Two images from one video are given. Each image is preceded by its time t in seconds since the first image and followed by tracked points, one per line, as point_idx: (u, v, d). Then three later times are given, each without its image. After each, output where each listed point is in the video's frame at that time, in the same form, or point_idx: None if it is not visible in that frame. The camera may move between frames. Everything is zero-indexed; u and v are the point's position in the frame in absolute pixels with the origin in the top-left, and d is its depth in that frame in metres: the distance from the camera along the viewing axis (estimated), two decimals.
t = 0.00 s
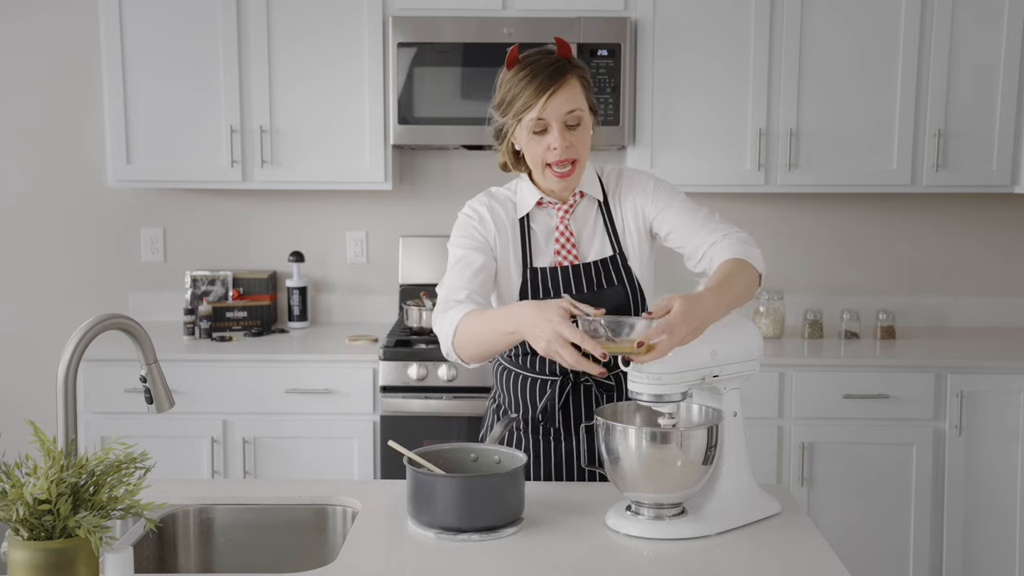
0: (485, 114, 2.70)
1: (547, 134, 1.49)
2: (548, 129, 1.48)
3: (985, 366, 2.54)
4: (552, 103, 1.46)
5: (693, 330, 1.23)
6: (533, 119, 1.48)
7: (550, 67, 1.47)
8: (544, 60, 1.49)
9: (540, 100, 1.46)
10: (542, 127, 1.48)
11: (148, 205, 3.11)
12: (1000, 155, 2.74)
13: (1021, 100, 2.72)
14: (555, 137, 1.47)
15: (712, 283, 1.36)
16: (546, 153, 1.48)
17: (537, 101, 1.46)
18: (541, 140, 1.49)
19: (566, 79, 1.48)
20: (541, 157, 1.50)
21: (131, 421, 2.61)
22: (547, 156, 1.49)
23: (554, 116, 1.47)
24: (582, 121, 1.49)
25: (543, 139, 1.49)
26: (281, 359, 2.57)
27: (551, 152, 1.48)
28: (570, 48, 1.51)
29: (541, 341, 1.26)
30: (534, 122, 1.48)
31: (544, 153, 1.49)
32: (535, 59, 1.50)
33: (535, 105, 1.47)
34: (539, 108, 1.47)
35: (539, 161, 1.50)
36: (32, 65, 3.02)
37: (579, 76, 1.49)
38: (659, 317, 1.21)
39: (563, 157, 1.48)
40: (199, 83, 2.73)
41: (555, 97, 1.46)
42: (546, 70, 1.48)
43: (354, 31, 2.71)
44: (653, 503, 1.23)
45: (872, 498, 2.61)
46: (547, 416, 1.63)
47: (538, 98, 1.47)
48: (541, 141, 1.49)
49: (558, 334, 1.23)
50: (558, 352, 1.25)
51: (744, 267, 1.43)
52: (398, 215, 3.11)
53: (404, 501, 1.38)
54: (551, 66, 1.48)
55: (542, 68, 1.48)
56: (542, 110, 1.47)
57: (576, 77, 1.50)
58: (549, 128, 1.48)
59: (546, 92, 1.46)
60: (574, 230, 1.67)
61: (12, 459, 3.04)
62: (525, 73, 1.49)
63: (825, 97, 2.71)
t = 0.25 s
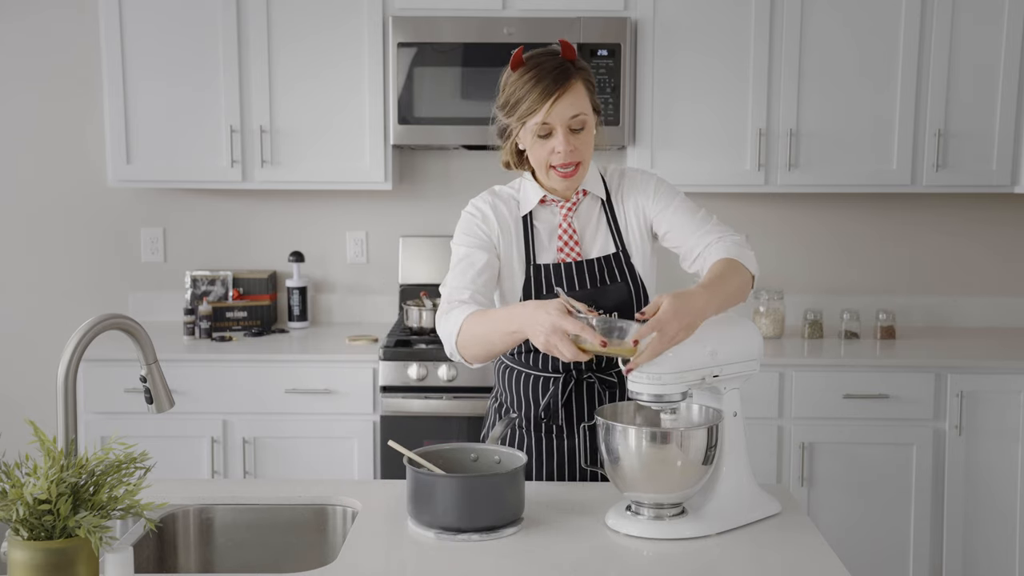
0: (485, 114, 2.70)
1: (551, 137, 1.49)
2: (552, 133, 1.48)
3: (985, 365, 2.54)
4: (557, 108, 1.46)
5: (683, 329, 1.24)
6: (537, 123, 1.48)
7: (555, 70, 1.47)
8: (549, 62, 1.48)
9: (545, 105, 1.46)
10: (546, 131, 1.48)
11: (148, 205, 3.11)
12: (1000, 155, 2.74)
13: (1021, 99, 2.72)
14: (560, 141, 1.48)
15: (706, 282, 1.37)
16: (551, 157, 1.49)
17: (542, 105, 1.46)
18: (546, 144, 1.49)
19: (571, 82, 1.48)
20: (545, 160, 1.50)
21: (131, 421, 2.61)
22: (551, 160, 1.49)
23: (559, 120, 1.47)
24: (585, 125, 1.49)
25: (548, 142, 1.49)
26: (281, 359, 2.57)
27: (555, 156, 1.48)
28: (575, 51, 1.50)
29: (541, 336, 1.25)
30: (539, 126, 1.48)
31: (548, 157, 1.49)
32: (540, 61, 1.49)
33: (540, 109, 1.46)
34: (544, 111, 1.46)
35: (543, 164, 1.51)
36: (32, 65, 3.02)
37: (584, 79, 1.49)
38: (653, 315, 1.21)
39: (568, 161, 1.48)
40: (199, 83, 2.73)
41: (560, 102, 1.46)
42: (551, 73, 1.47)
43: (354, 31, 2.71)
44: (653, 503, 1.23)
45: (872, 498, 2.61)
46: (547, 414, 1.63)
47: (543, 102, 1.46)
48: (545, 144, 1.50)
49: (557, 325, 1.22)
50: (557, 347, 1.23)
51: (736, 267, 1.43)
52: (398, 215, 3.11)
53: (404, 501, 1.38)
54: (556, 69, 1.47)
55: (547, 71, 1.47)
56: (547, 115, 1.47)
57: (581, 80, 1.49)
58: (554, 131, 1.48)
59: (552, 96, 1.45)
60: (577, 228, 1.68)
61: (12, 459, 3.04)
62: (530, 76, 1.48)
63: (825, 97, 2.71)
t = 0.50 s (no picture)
0: (485, 114, 2.70)
1: (554, 135, 1.49)
2: (555, 130, 1.49)
3: (985, 366, 2.54)
4: (560, 106, 1.46)
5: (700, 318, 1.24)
6: (541, 121, 1.48)
7: (560, 69, 1.47)
8: (554, 60, 1.48)
9: (549, 102, 1.46)
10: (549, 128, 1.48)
11: (148, 205, 3.11)
12: (1000, 155, 2.74)
13: (1022, 99, 2.72)
14: (561, 139, 1.48)
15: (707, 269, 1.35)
16: (552, 154, 1.49)
17: (545, 102, 1.46)
18: (548, 141, 1.49)
19: (575, 81, 1.48)
20: (547, 157, 1.50)
21: (131, 421, 2.61)
22: (553, 157, 1.49)
23: (562, 118, 1.47)
24: (588, 124, 1.49)
25: (550, 140, 1.49)
26: (281, 359, 2.57)
27: (558, 153, 1.48)
28: (580, 51, 1.51)
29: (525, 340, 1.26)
30: (541, 123, 1.48)
31: (550, 154, 1.49)
32: (546, 59, 1.49)
33: (543, 106, 1.47)
34: (548, 109, 1.47)
35: (545, 161, 1.51)
36: (33, 65, 3.02)
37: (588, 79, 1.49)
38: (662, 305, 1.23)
39: (569, 159, 1.48)
40: (199, 83, 2.73)
41: (563, 100, 1.46)
42: (555, 72, 1.47)
43: (354, 31, 2.71)
44: (653, 503, 1.23)
45: (872, 498, 2.61)
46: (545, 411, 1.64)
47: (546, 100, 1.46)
48: (547, 142, 1.50)
49: (540, 334, 1.24)
50: (535, 354, 1.24)
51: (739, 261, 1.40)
52: (398, 215, 3.11)
53: (404, 501, 1.38)
54: (560, 67, 1.47)
55: (551, 69, 1.47)
56: (550, 112, 1.47)
57: (585, 80, 1.49)
58: (556, 129, 1.48)
59: (555, 94, 1.45)
60: (576, 225, 1.67)
61: (12, 459, 3.04)
62: (535, 74, 1.48)
63: (825, 98, 2.71)
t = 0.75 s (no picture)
0: (485, 114, 2.70)
1: (553, 134, 1.49)
2: (554, 130, 1.49)
3: (985, 366, 2.54)
4: (560, 106, 1.46)
5: (712, 320, 1.26)
6: (541, 120, 1.48)
7: (560, 70, 1.47)
8: (555, 61, 1.49)
9: (549, 102, 1.46)
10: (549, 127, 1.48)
11: (148, 205, 3.11)
12: (1000, 155, 2.74)
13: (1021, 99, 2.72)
14: (561, 139, 1.48)
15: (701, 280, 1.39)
16: (551, 154, 1.49)
17: (546, 102, 1.46)
18: (547, 141, 1.49)
19: (575, 81, 1.48)
20: (546, 157, 1.50)
21: (131, 421, 2.61)
22: (552, 157, 1.49)
23: (561, 118, 1.47)
24: (587, 124, 1.50)
25: (549, 139, 1.50)
26: (281, 359, 2.57)
27: (557, 152, 1.48)
28: (580, 52, 1.51)
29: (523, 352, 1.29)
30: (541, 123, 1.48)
31: (549, 153, 1.49)
32: (547, 59, 1.50)
33: (543, 106, 1.47)
34: (548, 109, 1.47)
35: (544, 160, 1.51)
36: (33, 66, 3.02)
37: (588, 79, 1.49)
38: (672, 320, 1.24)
39: (568, 158, 1.48)
40: (199, 83, 2.73)
41: (564, 100, 1.46)
42: (556, 72, 1.47)
43: (354, 31, 2.71)
44: (653, 504, 1.23)
45: (872, 497, 2.61)
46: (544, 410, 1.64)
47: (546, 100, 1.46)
48: (546, 141, 1.50)
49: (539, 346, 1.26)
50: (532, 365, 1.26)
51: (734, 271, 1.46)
52: (398, 215, 3.11)
53: (404, 501, 1.38)
54: (561, 67, 1.47)
55: (551, 69, 1.47)
56: (550, 112, 1.47)
57: (585, 80, 1.50)
58: (556, 128, 1.48)
59: (556, 94, 1.45)
60: (577, 221, 1.67)
61: (12, 459, 3.04)
62: (536, 74, 1.48)
63: (825, 98, 2.71)
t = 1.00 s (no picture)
0: (485, 114, 2.70)
1: (557, 132, 1.49)
2: (558, 128, 1.49)
3: (985, 366, 2.54)
4: (565, 104, 1.46)
5: (712, 320, 1.27)
6: (545, 118, 1.48)
7: (565, 69, 1.47)
8: (560, 60, 1.49)
9: (554, 99, 1.46)
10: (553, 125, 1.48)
11: (148, 205, 3.11)
12: (1000, 155, 2.74)
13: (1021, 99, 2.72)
14: (565, 136, 1.48)
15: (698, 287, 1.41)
16: (555, 151, 1.49)
17: (550, 100, 1.46)
18: (551, 138, 1.50)
19: (580, 80, 1.48)
20: (550, 154, 1.50)
21: (131, 421, 2.61)
22: (556, 154, 1.49)
23: (565, 116, 1.47)
24: (591, 122, 1.50)
25: (553, 137, 1.50)
26: (281, 359, 2.57)
27: (560, 150, 1.48)
28: (584, 52, 1.52)
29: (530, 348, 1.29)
30: (546, 120, 1.48)
31: (553, 151, 1.49)
32: (551, 58, 1.50)
33: (547, 104, 1.47)
34: (552, 107, 1.47)
35: (548, 158, 1.51)
36: (33, 65, 3.02)
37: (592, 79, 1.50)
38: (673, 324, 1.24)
39: (571, 156, 1.48)
40: (199, 83, 2.73)
41: (568, 99, 1.46)
42: (560, 70, 1.47)
43: (354, 32, 2.71)
44: (653, 503, 1.23)
45: (872, 497, 2.61)
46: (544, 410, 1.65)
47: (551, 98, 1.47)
48: (550, 139, 1.50)
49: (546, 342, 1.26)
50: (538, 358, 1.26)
51: (730, 276, 1.50)
52: (398, 215, 3.11)
53: (403, 501, 1.38)
54: (565, 66, 1.47)
55: (556, 68, 1.47)
56: (554, 110, 1.47)
57: (590, 79, 1.50)
58: (560, 125, 1.49)
59: (560, 92, 1.45)
60: (578, 219, 1.68)
61: (12, 459, 3.04)
62: (541, 72, 1.48)
63: (825, 98, 2.71)
